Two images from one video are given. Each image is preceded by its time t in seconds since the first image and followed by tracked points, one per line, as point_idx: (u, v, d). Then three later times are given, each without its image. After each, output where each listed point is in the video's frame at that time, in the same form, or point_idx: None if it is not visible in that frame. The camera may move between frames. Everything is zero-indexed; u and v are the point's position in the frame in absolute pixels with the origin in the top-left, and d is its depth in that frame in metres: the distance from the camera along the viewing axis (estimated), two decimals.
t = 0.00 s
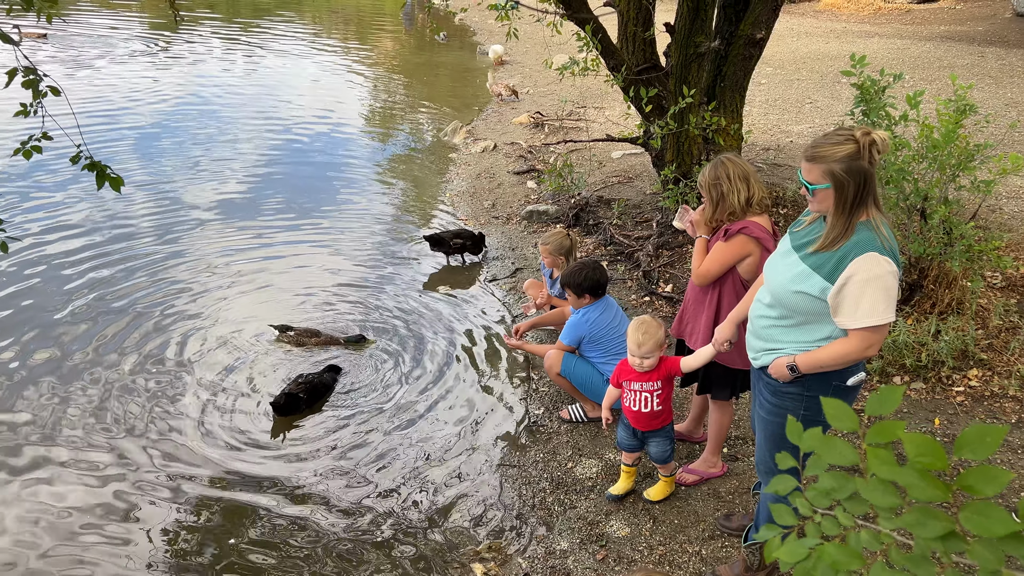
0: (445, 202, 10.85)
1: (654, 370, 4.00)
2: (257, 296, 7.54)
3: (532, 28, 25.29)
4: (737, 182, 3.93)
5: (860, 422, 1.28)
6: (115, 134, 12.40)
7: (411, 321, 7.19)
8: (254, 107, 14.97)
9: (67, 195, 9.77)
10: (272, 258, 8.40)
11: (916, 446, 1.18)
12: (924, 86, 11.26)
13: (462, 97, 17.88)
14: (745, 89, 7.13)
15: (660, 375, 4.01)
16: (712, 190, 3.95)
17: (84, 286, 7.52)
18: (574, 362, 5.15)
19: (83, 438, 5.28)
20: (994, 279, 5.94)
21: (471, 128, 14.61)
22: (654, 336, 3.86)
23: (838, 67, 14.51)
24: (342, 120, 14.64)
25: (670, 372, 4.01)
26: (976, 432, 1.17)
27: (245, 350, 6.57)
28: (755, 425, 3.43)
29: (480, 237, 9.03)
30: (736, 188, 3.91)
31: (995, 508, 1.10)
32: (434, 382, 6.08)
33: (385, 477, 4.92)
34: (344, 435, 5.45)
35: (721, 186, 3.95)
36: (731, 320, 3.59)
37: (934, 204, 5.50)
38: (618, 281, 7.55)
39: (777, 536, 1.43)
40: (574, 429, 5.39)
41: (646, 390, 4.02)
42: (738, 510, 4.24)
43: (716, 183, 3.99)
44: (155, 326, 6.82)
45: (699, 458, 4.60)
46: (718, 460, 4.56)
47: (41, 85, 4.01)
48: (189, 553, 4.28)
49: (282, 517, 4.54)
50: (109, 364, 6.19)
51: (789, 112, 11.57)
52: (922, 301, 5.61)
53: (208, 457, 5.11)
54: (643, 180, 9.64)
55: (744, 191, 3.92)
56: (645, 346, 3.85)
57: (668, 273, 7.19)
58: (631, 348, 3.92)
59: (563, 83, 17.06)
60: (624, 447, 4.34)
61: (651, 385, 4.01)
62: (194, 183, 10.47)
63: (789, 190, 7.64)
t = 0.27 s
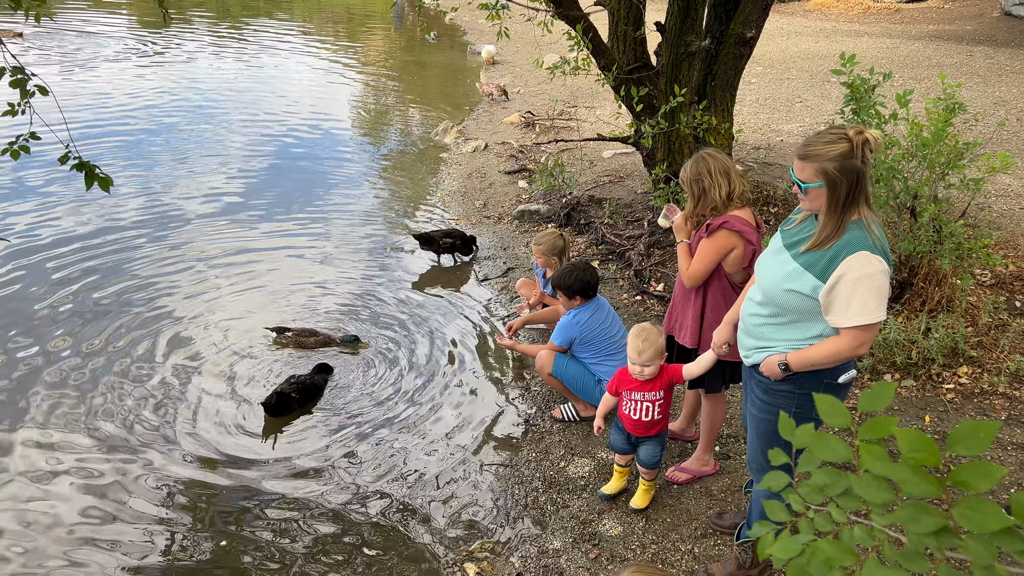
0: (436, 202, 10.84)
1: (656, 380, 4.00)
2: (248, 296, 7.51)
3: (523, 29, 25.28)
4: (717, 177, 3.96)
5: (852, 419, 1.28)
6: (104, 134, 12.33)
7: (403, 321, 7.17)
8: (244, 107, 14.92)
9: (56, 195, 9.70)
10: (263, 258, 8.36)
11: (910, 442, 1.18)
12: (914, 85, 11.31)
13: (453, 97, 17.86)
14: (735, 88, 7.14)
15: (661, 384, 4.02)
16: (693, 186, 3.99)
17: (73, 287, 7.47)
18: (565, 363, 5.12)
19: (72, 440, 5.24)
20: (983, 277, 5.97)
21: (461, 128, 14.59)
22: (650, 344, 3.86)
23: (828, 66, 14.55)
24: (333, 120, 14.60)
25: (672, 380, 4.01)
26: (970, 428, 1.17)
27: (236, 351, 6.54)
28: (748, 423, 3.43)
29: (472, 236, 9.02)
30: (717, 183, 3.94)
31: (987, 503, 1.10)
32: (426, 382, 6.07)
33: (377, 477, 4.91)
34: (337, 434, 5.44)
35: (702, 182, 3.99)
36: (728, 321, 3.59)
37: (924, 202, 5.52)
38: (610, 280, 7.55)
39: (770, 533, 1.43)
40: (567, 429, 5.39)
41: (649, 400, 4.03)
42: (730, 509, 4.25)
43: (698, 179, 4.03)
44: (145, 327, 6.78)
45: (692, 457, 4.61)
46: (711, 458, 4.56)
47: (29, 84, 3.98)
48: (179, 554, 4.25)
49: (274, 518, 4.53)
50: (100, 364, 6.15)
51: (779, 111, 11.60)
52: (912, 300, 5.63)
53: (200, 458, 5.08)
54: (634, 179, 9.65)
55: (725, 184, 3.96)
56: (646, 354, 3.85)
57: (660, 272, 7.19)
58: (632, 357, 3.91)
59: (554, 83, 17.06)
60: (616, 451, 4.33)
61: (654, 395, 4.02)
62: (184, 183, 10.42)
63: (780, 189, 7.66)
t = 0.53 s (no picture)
0: (431, 199, 10.82)
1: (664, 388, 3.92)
2: (243, 293, 7.50)
3: (519, 25, 25.24)
4: (705, 170, 3.97)
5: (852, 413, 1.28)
6: (97, 130, 12.27)
7: (398, 318, 7.16)
8: (239, 103, 14.87)
9: (49, 192, 9.65)
10: (258, 255, 8.34)
11: (910, 436, 1.17)
12: (909, 82, 11.32)
13: (448, 93, 17.83)
14: (730, 84, 7.22)
15: (667, 392, 3.96)
16: (683, 182, 3.97)
17: (67, 284, 7.44)
18: (562, 360, 5.16)
19: (66, 437, 5.22)
20: (978, 273, 5.98)
21: (457, 125, 14.57)
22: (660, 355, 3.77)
23: (823, 63, 14.56)
24: (328, 116, 14.56)
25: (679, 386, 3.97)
26: (970, 421, 1.17)
27: (231, 348, 6.51)
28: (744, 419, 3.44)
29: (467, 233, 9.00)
30: (706, 176, 3.96)
31: (988, 496, 1.09)
32: (421, 379, 6.06)
33: (372, 474, 4.90)
34: (332, 431, 5.43)
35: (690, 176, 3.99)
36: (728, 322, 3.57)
37: (919, 199, 5.53)
38: (606, 276, 7.55)
39: (769, 529, 1.42)
40: (562, 425, 5.38)
41: (655, 408, 3.95)
42: (726, 505, 4.25)
43: (684, 174, 4.02)
44: (139, 324, 6.75)
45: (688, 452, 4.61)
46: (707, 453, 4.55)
47: (22, 80, 3.95)
48: (175, 552, 4.24)
49: (269, 514, 4.52)
50: (94, 361, 6.13)
51: (775, 107, 11.61)
52: (907, 295, 5.64)
53: (195, 455, 5.07)
54: (630, 176, 9.65)
55: (712, 178, 3.97)
56: (659, 365, 3.76)
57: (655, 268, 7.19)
58: (646, 369, 3.79)
59: (550, 79, 17.05)
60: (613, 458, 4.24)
61: (660, 404, 3.95)
62: (178, 179, 10.38)
63: (775, 185, 7.66)
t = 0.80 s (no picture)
0: (431, 192, 10.81)
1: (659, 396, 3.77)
2: (242, 287, 7.49)
3: (518, 18, 25.17)
4: (685, 172, 4.05)
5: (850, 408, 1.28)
6: (96, 123, 12.25)
7: (397, 312, 7.16)
8: (238, 96, 14.84)
9: (48, 185, 9.64)
10: (257, 248, 8.33)
11: (908, 431, 1.17)
12: (909, 76, 11.29)
13: (448, 87, 17.79)
14: (731, 78, 7.15)
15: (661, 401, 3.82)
16: (668, 185, 4.02)
17: (67, 278, 7.43)
18: (563, 356, 5.16)
19: (65, 430, 5.22)
20: (977, 267, 5.98)
21: (456, 118, 14.54)
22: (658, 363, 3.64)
23: (824, 57, 14.52)
24: (328, 109, 14.53)
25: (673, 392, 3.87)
26: (969, 416, 1.16)
27: (231, 341, 6.51)
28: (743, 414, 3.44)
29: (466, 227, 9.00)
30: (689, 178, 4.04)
31: (986, 493, 1.09)
32: (421, 373, 6.06)
33: (371, 468, 4.90)
34: (331, 425, 5.43)
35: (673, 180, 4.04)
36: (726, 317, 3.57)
37: (919, 193, 5.52)
38: (605, 271, 7.55)
39: (768, 523, 1.42)
40: (561, 419, 5.38)
41: (652, 417, 3.78)
42: (724, 499, 4.25)
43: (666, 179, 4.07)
44: (138, 318, 6.75)
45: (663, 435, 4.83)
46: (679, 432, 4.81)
47: (20, 73, 3.94)
48: (174, 545, 4.24)
49: (269, 508, 4.52)
50: (94, 355, 6.12)
51: (775, 102, 11.59)
52: (907, 290, 5.64)
53: (194, 449, 5.07)
54: (630, 170, 9.63)
55: (694, 178, 4.06)
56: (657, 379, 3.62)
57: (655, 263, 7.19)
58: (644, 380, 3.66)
59: (550, 73, 17.01)
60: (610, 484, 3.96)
61: (656, 413, 3.79)
62: (178, 172, 10.36)
63: (775, 179, 7.65)
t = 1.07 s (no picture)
0: (436, 183, 10.80)
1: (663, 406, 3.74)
2: (247, 276, 7.50)
3: (524, 7, 25.07)
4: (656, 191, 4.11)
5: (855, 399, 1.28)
6: (101, 112, 12.27)
7: (402, 303, 7.17)
8: (243, 85, 14.83)
9: (54, 174, 9.66)
10: (262, 238, 8.35)
11: (913, 422, 1.17)
12: (917, 67, 11.23)
13: (453, 77, 17.76)
14: (737, 68, 7.10)
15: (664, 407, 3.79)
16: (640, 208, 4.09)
17: (73, 267, 7.45)
18: (570, 348, 5.10)
19: (72, 419, 5.25)
20: (984, 259, 5.96)
21: (462, 108, 14.52)
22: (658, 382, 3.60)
23: (831, 48, 14.45)
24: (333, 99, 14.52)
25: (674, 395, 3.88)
26: (974, 407, 1.16)
27: (236, 331, 6.53)
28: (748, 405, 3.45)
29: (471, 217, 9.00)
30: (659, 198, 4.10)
31: (992, 483, 1.10)
32: (425, 363, 6.08)
33: (376, 457, 4.92)
34: (336, 414, 5.45)
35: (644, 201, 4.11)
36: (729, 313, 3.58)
37: (925, 184, 5.50)
38: (610, 261, 7.55)
39: (773, 513, 1.43)
40: (565, 410, 5.40)
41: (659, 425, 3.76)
42: (728, 490, 4.26)
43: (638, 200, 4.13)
44: (144, 307, 6.77)
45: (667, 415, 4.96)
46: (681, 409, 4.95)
47: (26, 62, 3.94)
48: (180, 532, 4.27)
49: (274, 497, 4.54)
50: (100, 344, 6.15)
51: (781, 92, 11.54)
52: (912, 282, 5.63)
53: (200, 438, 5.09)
54: (635, 160, 9.62)
55: (665, 199, 4.13)
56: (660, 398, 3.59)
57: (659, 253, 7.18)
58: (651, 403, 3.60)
59: (556, 63, 16.95)
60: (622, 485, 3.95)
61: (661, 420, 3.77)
62: (183, 162, 10.37)
63: (781, 170, 7.63)
